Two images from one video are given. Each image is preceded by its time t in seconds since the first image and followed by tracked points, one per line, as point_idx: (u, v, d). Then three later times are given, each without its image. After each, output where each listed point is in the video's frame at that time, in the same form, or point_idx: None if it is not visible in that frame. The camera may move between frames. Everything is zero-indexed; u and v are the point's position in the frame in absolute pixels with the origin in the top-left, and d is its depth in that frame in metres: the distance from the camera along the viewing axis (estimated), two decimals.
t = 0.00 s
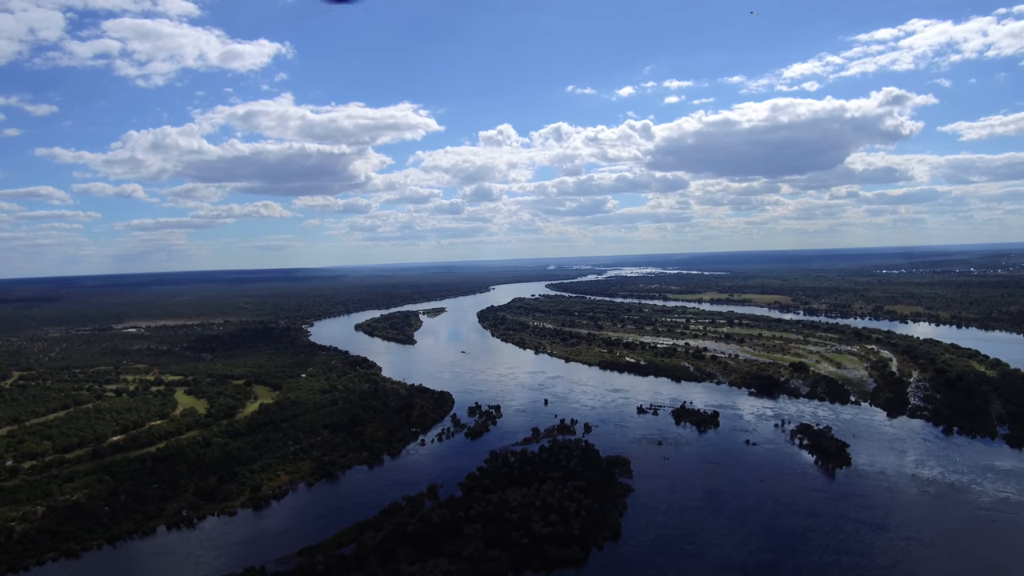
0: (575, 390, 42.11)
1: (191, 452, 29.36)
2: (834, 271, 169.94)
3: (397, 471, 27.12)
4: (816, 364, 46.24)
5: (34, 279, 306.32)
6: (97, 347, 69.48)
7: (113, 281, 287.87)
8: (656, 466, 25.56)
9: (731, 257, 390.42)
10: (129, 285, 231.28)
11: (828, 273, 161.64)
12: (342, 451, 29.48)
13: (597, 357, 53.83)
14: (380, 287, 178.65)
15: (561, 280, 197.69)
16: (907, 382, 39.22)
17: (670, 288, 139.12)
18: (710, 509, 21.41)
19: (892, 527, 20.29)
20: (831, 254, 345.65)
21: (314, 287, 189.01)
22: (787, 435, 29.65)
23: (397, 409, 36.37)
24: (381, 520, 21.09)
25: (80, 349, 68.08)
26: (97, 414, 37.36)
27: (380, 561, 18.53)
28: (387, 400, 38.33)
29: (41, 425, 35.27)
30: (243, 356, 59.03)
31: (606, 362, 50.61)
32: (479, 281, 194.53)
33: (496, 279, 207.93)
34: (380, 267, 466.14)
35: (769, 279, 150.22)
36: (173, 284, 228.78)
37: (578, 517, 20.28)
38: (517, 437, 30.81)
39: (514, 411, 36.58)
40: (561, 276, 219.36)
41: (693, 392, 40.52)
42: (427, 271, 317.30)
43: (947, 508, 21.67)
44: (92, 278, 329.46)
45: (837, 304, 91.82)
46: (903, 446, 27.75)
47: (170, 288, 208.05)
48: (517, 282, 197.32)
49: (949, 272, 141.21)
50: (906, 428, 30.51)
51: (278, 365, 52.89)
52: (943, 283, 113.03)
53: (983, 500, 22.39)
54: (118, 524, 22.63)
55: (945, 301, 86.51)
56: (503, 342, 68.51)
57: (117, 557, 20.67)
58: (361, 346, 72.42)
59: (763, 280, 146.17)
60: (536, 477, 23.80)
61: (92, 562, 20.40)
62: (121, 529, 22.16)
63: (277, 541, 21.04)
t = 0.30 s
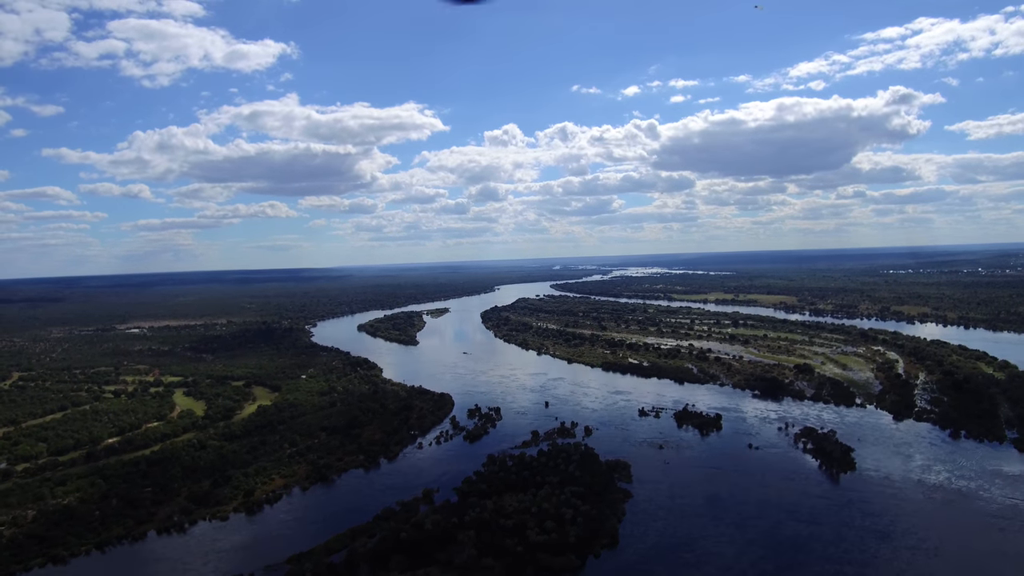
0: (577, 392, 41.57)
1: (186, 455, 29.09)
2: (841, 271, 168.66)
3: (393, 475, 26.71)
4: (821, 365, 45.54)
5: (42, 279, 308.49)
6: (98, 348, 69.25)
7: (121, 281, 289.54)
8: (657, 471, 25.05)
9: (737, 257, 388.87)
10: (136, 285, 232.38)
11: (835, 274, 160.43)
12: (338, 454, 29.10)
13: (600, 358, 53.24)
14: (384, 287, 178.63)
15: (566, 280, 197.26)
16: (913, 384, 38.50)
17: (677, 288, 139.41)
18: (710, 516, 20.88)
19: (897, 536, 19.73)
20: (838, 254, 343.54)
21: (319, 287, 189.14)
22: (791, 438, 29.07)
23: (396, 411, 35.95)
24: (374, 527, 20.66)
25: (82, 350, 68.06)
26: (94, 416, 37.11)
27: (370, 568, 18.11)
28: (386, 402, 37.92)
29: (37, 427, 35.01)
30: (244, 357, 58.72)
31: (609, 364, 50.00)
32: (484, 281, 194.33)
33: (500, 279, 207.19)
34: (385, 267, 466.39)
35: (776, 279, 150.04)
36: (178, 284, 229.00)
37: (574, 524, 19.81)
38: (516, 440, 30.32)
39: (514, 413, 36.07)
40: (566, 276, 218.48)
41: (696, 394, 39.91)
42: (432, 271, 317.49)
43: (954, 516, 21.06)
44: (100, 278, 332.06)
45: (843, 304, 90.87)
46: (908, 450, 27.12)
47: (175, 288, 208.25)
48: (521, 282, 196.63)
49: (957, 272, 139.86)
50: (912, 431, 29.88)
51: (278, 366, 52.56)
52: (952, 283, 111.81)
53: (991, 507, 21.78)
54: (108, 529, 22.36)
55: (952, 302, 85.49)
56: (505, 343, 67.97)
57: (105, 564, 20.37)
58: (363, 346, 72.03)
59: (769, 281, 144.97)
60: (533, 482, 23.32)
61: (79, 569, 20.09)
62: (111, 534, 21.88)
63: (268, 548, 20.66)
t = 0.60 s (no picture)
0: (576, 394, 41.10)
1: (177, 459, 28.81)
2: (844, 272, 168.07)
3: (387, 479, 26.29)
4: (824, 367, 45.03)
5: (47, 280, 309.99)
6: (97, 350, 68.99)
7: (125, 282, 290.71)
8: (655, 476, 24.57)
9: (740, 257, 388.19)
10: (140, 287, 233.10)
11: (839, 274, 159.73)
12: (332, 457, 28.74)
13: (600, 360, 52.77)
14: (386, 288, 178.25)
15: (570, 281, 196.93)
16: (917, 387, 37.92)
17: (679, 289, 138.94)
18: (708, 523, 20.39)
19: (899, 544, 19.20)
20: (841, 254, 342.81)
21: (321, 288, 188.92)
22: (792, 442, 28.56)
23: (392, 414, 35.56)
24: (364, 534, 20.27)
25: (81, 351, 67.89)
26: (88, 419, 36.80)
27: None
28: (382, 404, 37.47)
29: (30, 429, 34.77)
30: (242, 359, 58.37)
31: (609, 366, 49.44)
32: (486, 282, 194.07)
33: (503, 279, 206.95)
34: (388, 268, 466.65)
35: (778, 279, 152.45)
36: (180, 284, 229.13)
37: (568, 531, 19.36)
38: (513, 443, 29.89)
39: (512, 416, 35.63)
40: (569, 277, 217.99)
41: (697, 396, 39.40)
42: (435, 272, 317.32)
43: (958, 523, 20.50)
44: (104, 279, 332.92)
45: (846, 305, 90.27)
46: (911, 455, 26.57)
47: (177, 288, 208.49)
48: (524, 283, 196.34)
49: (961, 272, 139.18)
50: (915, 435, 29.31)
51: (275, 368, 52.19)
52: (955, 284, 111.01)
53: (997, 514, 21.22)
54: (95, 534, 22.06)
55: (956, 303, 84.82)
56: (505, 344, 67.52)
57: (90, 570, 20.04)
58: (362, 348, 71.54)
59: (772, 281, 144.32)
60: (528, 487, 22.87)
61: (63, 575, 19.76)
62: (98, 540, 21.58)
63: (256, 555, 20.28)
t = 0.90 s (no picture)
0: (574, 396, 40.66)
1: (168, 463, 28.47)
2: (847, 272, 167.49)
3: (379, 483, 25.88)
4: (825, 369, 44.51)
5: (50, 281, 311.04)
6: (94, 351, 68.69)
7: (128, 282, 291.38)
8: (651, 480, 24.11)
9: (741, 258, 387.78)
10: (142, 287, 233.63)
11: (841, 275, 159.12)
12: (324, 461, 28.33)
13: (599, 361, 52.33)
14: (387, 288, 177.97)
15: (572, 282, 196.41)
16: (919, 389, 37.36)
17: (681, 289, 137.99)
18: (704, 530, 19.92)
19: (899, 553, 18.71)
20: (843, 255, 342.91)
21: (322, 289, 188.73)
22: (792, 446, 28.07)
23: (387, 416, 35.14)
24: (352, 540, 19.87)
25: (78, 352, 67.63)
26: (80, 421, 36.41)
27: None
28: (377, 407, 37.02)
29: (21, 431, 34.44)
30: (238, 360, 57.99)
31: (608, 368, 48.94)
32: (488, 282, 193.84)
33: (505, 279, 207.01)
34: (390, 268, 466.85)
35: (780, 280, 151.69)
36: (182, 285, 229.64)
37: (560, 538, 18.93)
38: (508, 447, 29.44)
39: (508, 418, 35.19)
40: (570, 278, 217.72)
41: (696, 399, 38.90)
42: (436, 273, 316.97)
43: (961, 530, 19.99)
44: (108, 279, 333.73)
45: (849, 306, 89.59)
46: (913, 459, 26.05)
47: (180, 288, 209.13)
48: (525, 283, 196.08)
49: (964, 273, 138.60)
50: (918, 439, 28.76)
51: (271, 369, 51.77)
52: (958, 285, 110.31)
53: (1001, 520, 20.69)
54: (80, 540, 21.70)
55: (959, 304, 84.18)
56: (505, 346, 67.09)
57: None
58: (361, 349, 71.10)
59: (774, 282, 143.91)
60: (521, 493, 22.42)
61: None
62: (83, 546, 21.22)
63: (242, 563, 19.88)
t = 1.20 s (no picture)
0: (570, 398, 40.19)
1: (156, 466, 28.11)
2: (848, 273, 167.27)
3: (371, 487, 25.47)
4: (825, 371, 44.03)
5: (51, 281, 311.61)
6: (90, 351, 68.39)
7: (129, 283, 291.39)
8: (646, 485, 23.66)
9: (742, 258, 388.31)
10: (142, 288, 233.70)
11: (842, 275, 158.88)
12: (315, 464, 27.95)
13: (597, 362, 51.88)
14: (387, 289, 177.61)
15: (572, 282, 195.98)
16: (920, 391, 36.87)
17: (681, 290, 137.54)
18: (699, 537, 19.47)
19: (899, 561, 18.23)
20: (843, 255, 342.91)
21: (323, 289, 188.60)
22: (790, 450, 27.61)
23: (380, 419, 34.69)
24: (339, 547, 19.46)
25: (74, 354, 67.26)
26: (70, 423, 36.02)
27: None
28: (371, 409, 36.60)
29: (11, 434, 34.09)
30: (234, 361, 57.56)
31: (606, 369, 48.45)
32: (488, 283, 193.45)
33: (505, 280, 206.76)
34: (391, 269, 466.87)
35: (781, 280, 151.47)
36: (182, 285, 229.94)
37: (551, 546, 18.53)
38: (502, 450, 28.99)
39: (504, 421, 34.74)
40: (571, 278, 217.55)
41: (694, 401, 38.41)
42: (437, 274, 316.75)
43: (962, 538, 19.49)
44: (109, 279, 334.35)
45: (850, 306, 89.08)
46: (914, 463, 25.56)
47: (180, 289, 209.45)
48: (526, 284, 195.74)
49: (965, 273, 138.45)
50: (918, 443, 28.27)
51: (266, 371, 51.34)
52: (960, 285, 109.84)
53: (1004, 527, 20.17)
54: (63, 546, 21.33)
55: (961, 304, 83.69)
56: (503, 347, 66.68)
57: None
58: (359, 350, 70.70)
59: (775, 282, 143.58)
60: (514, 498, 21.98)
61: None
62: (65, 552, 20.85)
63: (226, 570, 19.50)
